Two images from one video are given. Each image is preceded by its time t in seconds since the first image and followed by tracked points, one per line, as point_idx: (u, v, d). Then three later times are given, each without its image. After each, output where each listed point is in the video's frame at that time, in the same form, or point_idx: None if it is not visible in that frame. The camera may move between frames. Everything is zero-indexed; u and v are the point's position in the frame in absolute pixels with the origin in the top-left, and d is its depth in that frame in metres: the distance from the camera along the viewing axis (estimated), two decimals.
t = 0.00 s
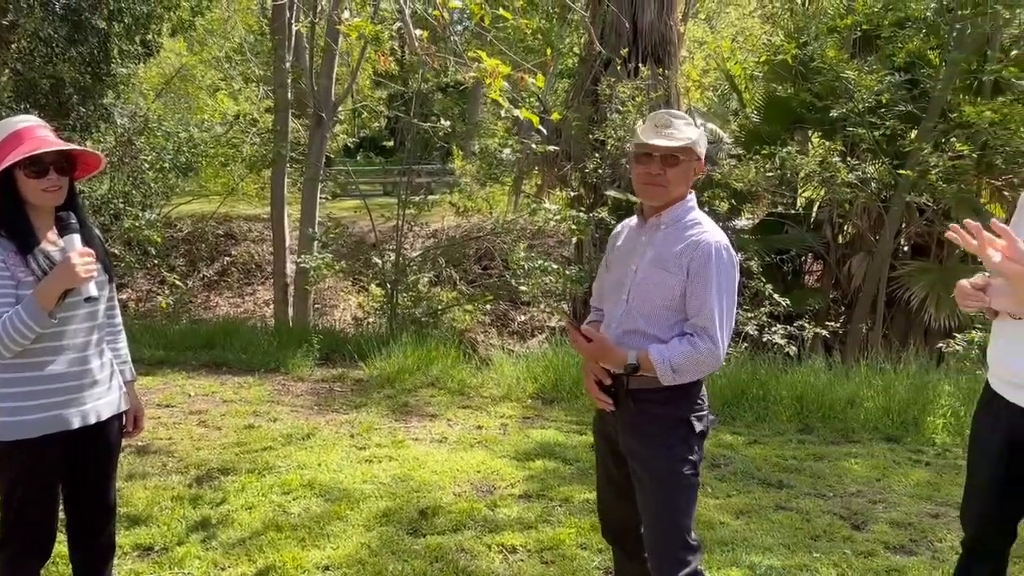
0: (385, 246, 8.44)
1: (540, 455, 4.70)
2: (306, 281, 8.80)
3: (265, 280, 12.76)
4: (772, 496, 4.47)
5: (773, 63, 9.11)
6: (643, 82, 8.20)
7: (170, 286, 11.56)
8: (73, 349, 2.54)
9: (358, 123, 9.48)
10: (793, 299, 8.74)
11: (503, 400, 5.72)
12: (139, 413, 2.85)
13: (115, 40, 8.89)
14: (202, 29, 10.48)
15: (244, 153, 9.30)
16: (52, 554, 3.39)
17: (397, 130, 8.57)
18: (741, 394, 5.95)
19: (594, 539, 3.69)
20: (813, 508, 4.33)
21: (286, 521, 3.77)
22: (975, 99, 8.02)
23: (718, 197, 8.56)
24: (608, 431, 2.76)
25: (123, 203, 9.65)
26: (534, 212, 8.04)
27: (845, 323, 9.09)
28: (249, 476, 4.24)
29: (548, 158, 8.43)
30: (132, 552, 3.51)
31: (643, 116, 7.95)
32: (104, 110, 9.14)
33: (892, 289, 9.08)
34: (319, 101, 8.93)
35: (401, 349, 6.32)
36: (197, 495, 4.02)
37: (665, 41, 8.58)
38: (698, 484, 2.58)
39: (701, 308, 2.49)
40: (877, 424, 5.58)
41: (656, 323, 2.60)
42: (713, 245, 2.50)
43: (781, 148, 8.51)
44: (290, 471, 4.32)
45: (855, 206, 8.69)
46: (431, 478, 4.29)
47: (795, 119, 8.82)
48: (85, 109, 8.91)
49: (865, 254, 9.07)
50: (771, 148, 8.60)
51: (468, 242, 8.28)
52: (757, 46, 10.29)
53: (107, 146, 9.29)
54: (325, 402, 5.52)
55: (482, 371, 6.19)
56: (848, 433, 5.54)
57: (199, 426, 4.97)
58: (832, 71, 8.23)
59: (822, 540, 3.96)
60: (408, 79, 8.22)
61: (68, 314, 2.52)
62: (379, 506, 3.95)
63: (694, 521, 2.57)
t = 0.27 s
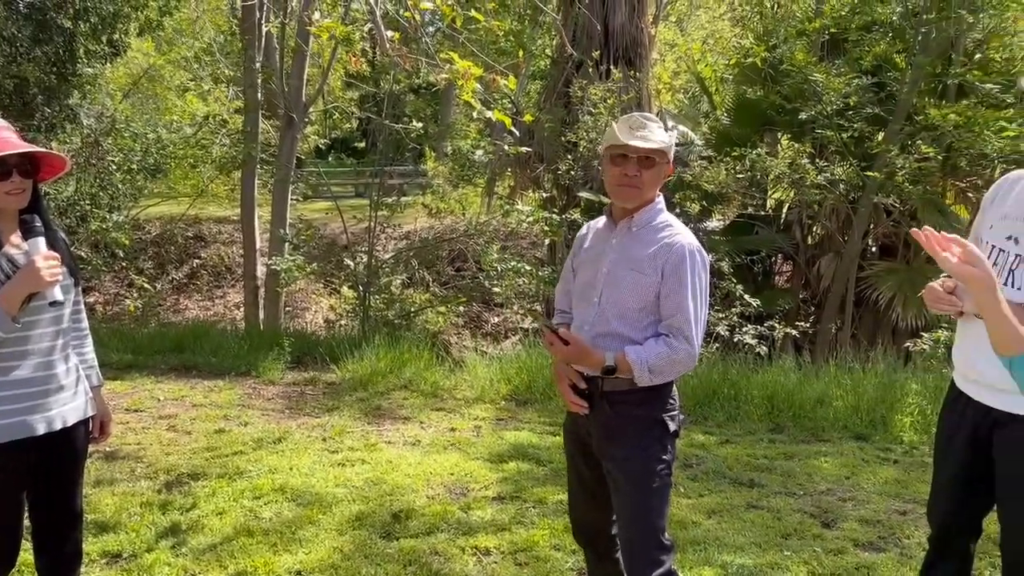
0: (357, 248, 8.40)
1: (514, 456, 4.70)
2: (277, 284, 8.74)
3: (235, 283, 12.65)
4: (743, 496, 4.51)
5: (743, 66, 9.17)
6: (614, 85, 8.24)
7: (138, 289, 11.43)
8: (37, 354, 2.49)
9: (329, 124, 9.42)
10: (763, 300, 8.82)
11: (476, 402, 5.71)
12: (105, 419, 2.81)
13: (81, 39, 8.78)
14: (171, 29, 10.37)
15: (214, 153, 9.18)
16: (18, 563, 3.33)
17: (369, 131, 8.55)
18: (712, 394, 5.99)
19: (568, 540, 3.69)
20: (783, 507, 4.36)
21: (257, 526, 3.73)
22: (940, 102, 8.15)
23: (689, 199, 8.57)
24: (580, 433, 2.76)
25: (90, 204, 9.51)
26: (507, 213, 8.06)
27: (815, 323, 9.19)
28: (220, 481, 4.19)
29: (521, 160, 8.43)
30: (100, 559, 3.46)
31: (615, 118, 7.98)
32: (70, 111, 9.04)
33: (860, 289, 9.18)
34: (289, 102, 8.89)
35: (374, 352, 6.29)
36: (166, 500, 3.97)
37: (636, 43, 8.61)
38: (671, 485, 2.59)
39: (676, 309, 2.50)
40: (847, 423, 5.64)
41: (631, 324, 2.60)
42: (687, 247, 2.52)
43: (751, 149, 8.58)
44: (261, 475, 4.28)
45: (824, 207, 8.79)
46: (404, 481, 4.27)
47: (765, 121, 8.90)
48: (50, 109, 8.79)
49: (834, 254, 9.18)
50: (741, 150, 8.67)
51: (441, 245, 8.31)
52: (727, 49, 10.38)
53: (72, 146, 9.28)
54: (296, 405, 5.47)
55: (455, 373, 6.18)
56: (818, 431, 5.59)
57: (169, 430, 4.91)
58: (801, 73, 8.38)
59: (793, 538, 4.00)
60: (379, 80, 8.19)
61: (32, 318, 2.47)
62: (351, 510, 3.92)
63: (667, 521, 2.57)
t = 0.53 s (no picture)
0: (328, 249, 8.35)
1: (487, 457, 4.69)
2: (247, 285, 8.67)
3: (204, 285, 12.52)
4: (715, 494, 4.54)
5: (712, 67, 9.30)
6: (586, 86, 8.26)
7: (104, 292, 11.27)
8: None
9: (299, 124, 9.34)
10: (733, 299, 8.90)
11: (449, 403, 5.69)
12: (71, 424, 2.77)
13: (43, 38, 8.53)
14: (137, 28, 10.24)
15: (181, 154, 8.97)
16: None
17: (338, 132, 8.39)
18: (683, 393, 6.02)
19: (541, 540, 3.69)
20: (754, 504, 4.39)
21: (228, 531, 3.69)
22: (905, 103, 8.27)
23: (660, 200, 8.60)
24: (552, 433, 2.76)
25: (55, 206, 9.38)
26: (479, 214, 8.05)
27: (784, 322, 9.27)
28: (189, 486, 4.14)
29: (492, 161, 8.46)
30: (66, 567, 3.40)
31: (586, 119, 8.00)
32: (34, 110, 8.90)
33: (829, 288, 9.28)
34: (258, 101, 8.74)
35: (345, 354, 6.25)
36: (135, 506, 3.92)
37: (606, 44, 8.67)
38: (643, 484, 2.60)
39: (647, 308, 2.51)
40: (816, 421, 5.69)
41: (603, 323, 2.61)
42: (659, 246, 2.53)
43: (721, 150, 8.66)
44: (232, 479, 4.24)
45: (793, 208, 8.88)
46: (376, 483, 4.25)
47: (735, 122, 8.97)
48: (13, 109, 8.64)
49: (803, 254, 9.27)
50: (711, 151, 8.74)
51: (412, 245, 8.28)
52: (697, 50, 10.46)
53: (34, 146, 9.16)
54: (267, 408, 5.42)
55: (428, 375, 6.15)
56: (788, 429, 5.64)
57: (137, 435, 4.85)
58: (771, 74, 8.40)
59: (764, 535, 4.03)
60: (349, 79, 8.02)
61: None
62: (323, 513, 3.89)
63: (640, 520, 2.58)
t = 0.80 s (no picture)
0: (298, 250, 8.30)
1: (459, 458, 4.68)
2: (215, 287, 8.59)
3: (171, 287, 12.37)
4: (685, 491, 4.57)
5: (682, 67, 9.33)
6: (556, 86, 8.29)
7: (69, 294, 11.09)
8: None
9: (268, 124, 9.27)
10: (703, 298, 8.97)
11: (421, 404, 5.68)
12: (35, 429, 2.71)
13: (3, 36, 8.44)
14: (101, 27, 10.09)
15: (149, 154, 9.38)
16: None
17: (309, 132, 8.44)
18: (654, 392, 6.05)
19: (513, 540, 3.70)
20: (725, 501, 4.43)
21: (197, 535, 3.65)
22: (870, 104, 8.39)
23: (630, 200, 8.73)
24: (522, 433, 2.76)
25: (17, 207, 9.00)
26: (451, 214, 8.05)
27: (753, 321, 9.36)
28: (157, 490, 4.09)
29: (463, 161, 8.48)
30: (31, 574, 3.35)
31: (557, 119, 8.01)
32: None
33: (797, 287, 9.38)
34: (225, 101, 8.61)
35: (315, 356, 6.21)
36: (101, 511, 3.86)
37: (577, 44, 8.71)
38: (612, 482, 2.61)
39: (616, 307, 2.52)
40: (785, 417, 5.75)
41: (572, 322, 2.62)
42: (627, 245, 2.55)
43: (690, 150, 8.73)
44: (201, 483, 4.20)
45: (761, 207, 8.96)
46: (348, 485, 4.23)
47: (703, 122, 9.04)
48: None
49: (771, 253, 9.35)
50: (680, 151, 8.80)
51: (384, 246, 8.19)
52: (666, 51, 10.53)
53: None
54: (236, 411, 5.37)
55: (400, 376, 6.13)
56: (757, 426, 5.70)
57: (103, 439, 4.78)
58: (738, 75, 8.54)
59: (734, 532, 4.07)
60: (319, 79, 7.98)
61: None
62: (294, 516, 3.86)
63: (610, 518, 2.59)
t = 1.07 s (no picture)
0: (266, 251, 8.23)
1: (430, 459, 4.67)
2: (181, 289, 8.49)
3: (137, 289, 12.21)
4: (655, 488, 4.60)
5: (649, 67, 9.41)
6: (525, 86, 8.30)
7: (31, 298, 10.90)
8: None
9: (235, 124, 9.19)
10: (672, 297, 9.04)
11: (392, 406, 5.66)
12: None
13: None
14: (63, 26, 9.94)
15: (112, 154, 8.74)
16: None
17: (276, 132, 8.39)
18: (624, 390, 6.07)
19: (484, 539, 3.70)
20: (694, 498, 4.46)
21: (163, 540, 3.61)
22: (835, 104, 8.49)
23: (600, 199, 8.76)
24: (490, 433, 2.77)
25: None
26: (421, 214, 8.03)
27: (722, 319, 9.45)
28: (123, 495, 4.04)
29: (433, 160, 8.46)
30: None
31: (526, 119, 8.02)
32: None
33: (764, 284, 9.48)
34: (190, 100, 8.50)
35: (284, 357, 6.17)
36: (65, 518, 3.80)
37: (546, 44, 8.67)
38: (580, 480, 2.62)
39: (583, 307, 2.54)
40: (753, 414, 5.81)
41: (539, 321, 2.63)
42: (592, 244, 2.56)
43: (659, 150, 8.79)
44: (167, 487, 4.15)
45: (728, 206, 9.04)
46: (317, 487, 4.20)
47: (671, 122, 9.09)
48: None
49: (739, 251, 9.44)
50: (649, 151, 8.85)
51: (352, 246, 8.17)
52: (634, 51, 10.59)
53: None
54: (203, 414, 5.32)
55: (370, 377, 6.11)
56: (726, 423, 5.75)
57: (66, 444, 4.71)
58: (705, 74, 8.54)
59: (703, 528, 4.10)
60: (286, 79, 7.95)
61: None
62: (263, 519, 3.83)
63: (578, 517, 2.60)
